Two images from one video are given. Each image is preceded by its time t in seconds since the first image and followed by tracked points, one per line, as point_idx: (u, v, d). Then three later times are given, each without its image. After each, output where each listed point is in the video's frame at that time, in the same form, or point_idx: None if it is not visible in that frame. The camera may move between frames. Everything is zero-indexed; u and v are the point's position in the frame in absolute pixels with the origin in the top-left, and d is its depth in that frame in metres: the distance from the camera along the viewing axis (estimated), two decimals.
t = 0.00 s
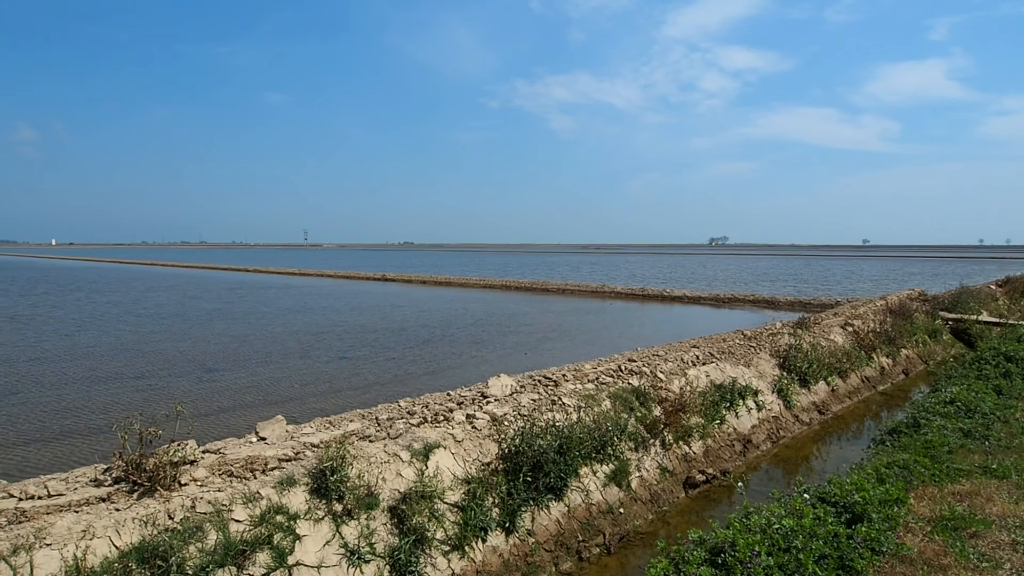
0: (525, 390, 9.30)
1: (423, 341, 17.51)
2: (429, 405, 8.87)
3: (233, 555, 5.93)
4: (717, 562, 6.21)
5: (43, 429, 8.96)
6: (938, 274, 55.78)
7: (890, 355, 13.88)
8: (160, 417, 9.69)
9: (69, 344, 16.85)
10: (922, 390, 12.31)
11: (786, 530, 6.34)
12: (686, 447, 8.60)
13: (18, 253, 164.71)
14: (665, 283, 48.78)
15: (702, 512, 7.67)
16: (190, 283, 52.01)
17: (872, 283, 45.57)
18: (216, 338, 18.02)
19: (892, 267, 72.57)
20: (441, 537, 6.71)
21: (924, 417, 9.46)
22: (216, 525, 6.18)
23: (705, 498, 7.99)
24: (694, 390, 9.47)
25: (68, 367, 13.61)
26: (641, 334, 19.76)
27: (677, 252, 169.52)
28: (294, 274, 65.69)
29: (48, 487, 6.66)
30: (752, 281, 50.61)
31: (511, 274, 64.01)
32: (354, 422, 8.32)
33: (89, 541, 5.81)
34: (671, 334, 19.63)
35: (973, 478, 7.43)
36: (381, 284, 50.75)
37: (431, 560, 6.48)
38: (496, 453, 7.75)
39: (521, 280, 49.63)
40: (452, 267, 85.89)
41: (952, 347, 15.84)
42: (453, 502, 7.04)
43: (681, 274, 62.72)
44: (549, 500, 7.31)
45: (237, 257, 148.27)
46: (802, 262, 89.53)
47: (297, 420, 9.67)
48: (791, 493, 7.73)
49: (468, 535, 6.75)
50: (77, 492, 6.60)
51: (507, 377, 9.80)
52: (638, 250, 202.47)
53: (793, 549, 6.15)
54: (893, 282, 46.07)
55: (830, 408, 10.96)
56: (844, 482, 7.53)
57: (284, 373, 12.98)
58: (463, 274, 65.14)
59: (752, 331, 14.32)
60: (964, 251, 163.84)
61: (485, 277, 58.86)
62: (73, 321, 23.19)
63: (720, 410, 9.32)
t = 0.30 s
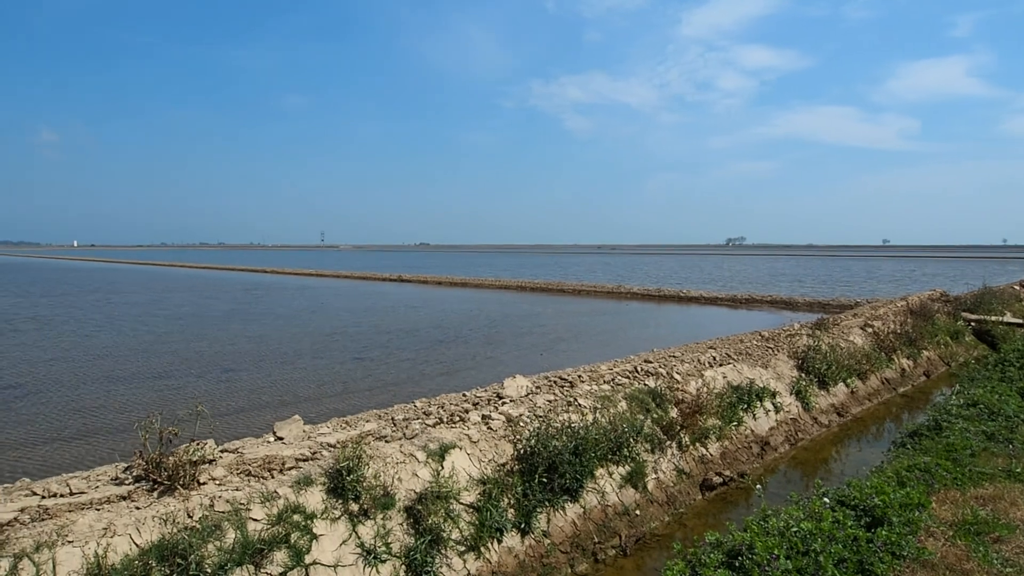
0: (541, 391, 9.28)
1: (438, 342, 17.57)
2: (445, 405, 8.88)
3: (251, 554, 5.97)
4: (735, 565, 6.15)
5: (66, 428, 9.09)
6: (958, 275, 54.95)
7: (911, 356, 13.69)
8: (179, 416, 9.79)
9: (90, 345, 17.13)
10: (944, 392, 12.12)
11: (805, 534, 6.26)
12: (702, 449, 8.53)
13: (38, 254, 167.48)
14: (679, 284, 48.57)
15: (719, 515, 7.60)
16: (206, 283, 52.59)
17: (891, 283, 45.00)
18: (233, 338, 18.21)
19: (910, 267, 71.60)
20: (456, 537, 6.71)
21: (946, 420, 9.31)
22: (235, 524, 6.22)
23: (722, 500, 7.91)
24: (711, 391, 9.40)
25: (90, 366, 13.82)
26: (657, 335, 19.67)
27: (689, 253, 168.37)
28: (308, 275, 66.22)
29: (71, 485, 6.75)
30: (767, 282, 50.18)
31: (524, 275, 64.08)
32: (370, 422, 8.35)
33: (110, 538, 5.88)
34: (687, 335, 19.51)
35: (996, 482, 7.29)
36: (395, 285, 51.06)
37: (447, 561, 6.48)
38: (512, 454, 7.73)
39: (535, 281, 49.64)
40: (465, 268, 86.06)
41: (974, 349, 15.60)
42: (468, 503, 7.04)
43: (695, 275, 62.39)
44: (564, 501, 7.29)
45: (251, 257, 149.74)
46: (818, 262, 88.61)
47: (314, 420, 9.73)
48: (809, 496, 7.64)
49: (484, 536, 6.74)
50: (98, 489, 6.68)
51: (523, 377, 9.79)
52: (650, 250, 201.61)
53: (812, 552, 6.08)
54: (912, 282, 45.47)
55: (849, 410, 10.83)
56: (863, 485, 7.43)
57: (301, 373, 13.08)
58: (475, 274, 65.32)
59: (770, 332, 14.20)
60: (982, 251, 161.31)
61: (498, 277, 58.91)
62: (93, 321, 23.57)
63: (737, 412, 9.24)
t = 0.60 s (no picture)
0: (557, 392, 9.26)
1: (454, 342, 17.62)
2: (461, 405, 8.89)
3: (270, 552, 6.01)
4: (753, 568, 6.09)
5: (88, 427, 9.22)
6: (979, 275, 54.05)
7: (933, 357, 13.49)
8: (199, 416, 9.89)
9: (111, 344, 17.38)
10: (968, 394, 11.92)
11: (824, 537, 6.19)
12: (720, 450, 8.46)
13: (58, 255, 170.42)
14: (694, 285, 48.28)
15: (737, 517, 7.52)
16: (223, 284, 53.23)
17: (911, 284, 44.36)
18: (251, 338, 18.39)
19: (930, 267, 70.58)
20: (472, 537, 6.71)
21: (969, 422, 9.15)
22: (254, 522, 6.28)
23: (739, 502, 7.83)
24: (729, 393, 9.32)
25: (111, 365, 14.02)
26: (674, 336, 19.55)
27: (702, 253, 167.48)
28: (322, 276, 66.70)
29: (94, 482, 6.84)
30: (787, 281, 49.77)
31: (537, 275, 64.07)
32: (387, 422, 8.37)
33: (132, 535, 5.95)
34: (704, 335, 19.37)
35: (1022, 486, 7.15)
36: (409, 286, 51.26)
37: (464, 560, 6.49)
38: (528, 454, 7.72)
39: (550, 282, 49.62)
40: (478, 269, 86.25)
41: (998, 350, 15.32)
42: (484, 503, 7.04)
43: (710, 275, 61.99)
44: (580, 502, 7.27)
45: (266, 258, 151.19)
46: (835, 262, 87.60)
47: (332, 420, 9.78)
48: (828, 498, 7.54)
49: (500, 536, 6.74)
50: (120, 487, 6.77)
51: (539, 378, 9.77)
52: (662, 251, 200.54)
53: (831, 556, 6.00)
54: (933, 282, 44.84)
55: (870, 412, 10.68)
56: (884, 488, 7.32)
57: (318, 373, 13.17)
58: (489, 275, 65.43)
59: (788, 333, 14.07)
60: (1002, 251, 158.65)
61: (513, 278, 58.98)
62: (114, 322, 23.93)
63: (755, 413, 9.15)
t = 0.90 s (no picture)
0: (575, 392, 9.24)
1: (471, 342, 17.63)
2: (479, 405, 8.90)
3: (290, 549, 6.06)
4: (773, 570, 6.03)
5: (112, 424, 9.34)
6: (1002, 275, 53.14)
7: (957, 359, 13.27)
8: (220, 414, 9.98)
9: (133, 343, 17.61)
10: (993, 396, 11.71)
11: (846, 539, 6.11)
12: (739, 452, 8.39)
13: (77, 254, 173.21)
14: (710, 284, 47.91)
15: (756, 519, 7.45)
16: (240, 284, 53.68)
17: (933, 284, 43.73)
18: (270, 338, 18.54)
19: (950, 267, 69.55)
20: (490, 537, 6.71)
21: (994, 424, 8.99)
22: (274, 520, 6.32)
23: (759, 504, 7.76)
24: (748, 393, 9.23)
25: (133, 364, 14.21)
26: (693, 336, 19.43)
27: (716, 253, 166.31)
28: (336, 276, 67.12)
29: (117, 479, 6.92)
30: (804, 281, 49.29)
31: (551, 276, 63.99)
32: (405, 422, 8.40)
33: (155, 531, 6.03)
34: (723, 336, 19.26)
35: None
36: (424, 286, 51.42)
37: (481, 559, 6.49)
38: (546, 454, 7.70)
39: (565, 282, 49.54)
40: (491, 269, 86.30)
41: None
42: (502, 502, 7.04)
43: (725, 275, 61.53)
44: (598, 502, 7.24)
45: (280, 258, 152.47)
46: (852, 262, 86.51)
47: (350, 419, 9.83)
48: (849, 501, 7.45)
49: (517, 536, 6.73)
50: (144, 484, 6.85)
51: (556, 378, 9.75)
52: (676, 250, 199.17)
53: (853, 559, 5.93)
54: (956, 282, 44.16)
55: (892, 413, 10.54)
56: (907, 491, 7.21)
57: (336, 372, 13.24)
58: (503, 275, 65.41)
59: (809, 333, 13.95)
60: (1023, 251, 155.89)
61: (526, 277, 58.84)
62: (135, 321, 24.27)
63: (775, 414, 9.06)
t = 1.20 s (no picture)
0: (595, 391, 9.20)
1: (491, 341, 17.63)
2: (499, 404, 8.91)
3: (312, 546, 6.11)
4: (796, 572, 5.95)
5: (139, 421, 9.50)
6: None
7: (986, 359, 12.98)
8: (243, 412, 10.10)
9: (158, 341, 17.91)
10: None
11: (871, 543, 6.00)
12: (761, 453, 8.29)
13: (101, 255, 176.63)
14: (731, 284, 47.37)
15: (780, 521, 7.33)
16: (261, 283, 54.29)
17: (961, 283, 42.83)
18: (291, 337, 18.71)
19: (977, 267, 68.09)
20: (510, 536, 6.70)
21: None
22: (296, 516, 6.38)
23: (782, 506, 7.64)
24: (771, 394, 9.12)
25: (159, 362, 14.44)
26: (715, 336, 19.25)
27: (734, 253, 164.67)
28: (354, 276, 67.61)
29: (144, 475, 7.04)
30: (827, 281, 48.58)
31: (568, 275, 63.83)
32: (425, 420, 8.42)
33: (181, 526, 6.12)
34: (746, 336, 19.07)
35: None
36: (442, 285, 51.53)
37: (501, 558, 6.49)
38: (565, 454, 7.68)
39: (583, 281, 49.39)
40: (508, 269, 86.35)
41: None
42: (522, 502, 7.03)
43: (745, 274, 60.90)
44: (618, 503, 7.20)
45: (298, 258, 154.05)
46: (875, 261, 85.08)
47: (371, 417, 9.88)
48: (875, 504, 7.31)
49: (538, 535, 6.71)
50: (169, 480, 6.95)
51: (576, 377, 9.72)
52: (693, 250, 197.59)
53: (879, 563, 5.82)
54: (986, 282, 43.29)
55: (919, 415, 10.35)
56: (934, 494, 7.06)
57: (357, 371, 13.32)
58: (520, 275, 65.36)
59: (833, 333, 13.78)
60: None
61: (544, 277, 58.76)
62: (159, 319, 24.67)
63: (798, 415, 8.94)
